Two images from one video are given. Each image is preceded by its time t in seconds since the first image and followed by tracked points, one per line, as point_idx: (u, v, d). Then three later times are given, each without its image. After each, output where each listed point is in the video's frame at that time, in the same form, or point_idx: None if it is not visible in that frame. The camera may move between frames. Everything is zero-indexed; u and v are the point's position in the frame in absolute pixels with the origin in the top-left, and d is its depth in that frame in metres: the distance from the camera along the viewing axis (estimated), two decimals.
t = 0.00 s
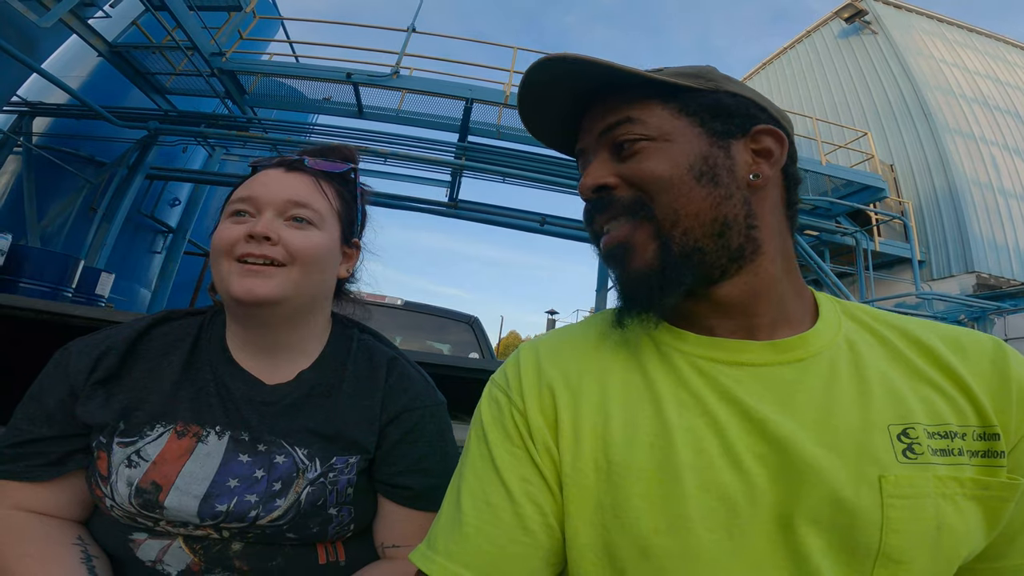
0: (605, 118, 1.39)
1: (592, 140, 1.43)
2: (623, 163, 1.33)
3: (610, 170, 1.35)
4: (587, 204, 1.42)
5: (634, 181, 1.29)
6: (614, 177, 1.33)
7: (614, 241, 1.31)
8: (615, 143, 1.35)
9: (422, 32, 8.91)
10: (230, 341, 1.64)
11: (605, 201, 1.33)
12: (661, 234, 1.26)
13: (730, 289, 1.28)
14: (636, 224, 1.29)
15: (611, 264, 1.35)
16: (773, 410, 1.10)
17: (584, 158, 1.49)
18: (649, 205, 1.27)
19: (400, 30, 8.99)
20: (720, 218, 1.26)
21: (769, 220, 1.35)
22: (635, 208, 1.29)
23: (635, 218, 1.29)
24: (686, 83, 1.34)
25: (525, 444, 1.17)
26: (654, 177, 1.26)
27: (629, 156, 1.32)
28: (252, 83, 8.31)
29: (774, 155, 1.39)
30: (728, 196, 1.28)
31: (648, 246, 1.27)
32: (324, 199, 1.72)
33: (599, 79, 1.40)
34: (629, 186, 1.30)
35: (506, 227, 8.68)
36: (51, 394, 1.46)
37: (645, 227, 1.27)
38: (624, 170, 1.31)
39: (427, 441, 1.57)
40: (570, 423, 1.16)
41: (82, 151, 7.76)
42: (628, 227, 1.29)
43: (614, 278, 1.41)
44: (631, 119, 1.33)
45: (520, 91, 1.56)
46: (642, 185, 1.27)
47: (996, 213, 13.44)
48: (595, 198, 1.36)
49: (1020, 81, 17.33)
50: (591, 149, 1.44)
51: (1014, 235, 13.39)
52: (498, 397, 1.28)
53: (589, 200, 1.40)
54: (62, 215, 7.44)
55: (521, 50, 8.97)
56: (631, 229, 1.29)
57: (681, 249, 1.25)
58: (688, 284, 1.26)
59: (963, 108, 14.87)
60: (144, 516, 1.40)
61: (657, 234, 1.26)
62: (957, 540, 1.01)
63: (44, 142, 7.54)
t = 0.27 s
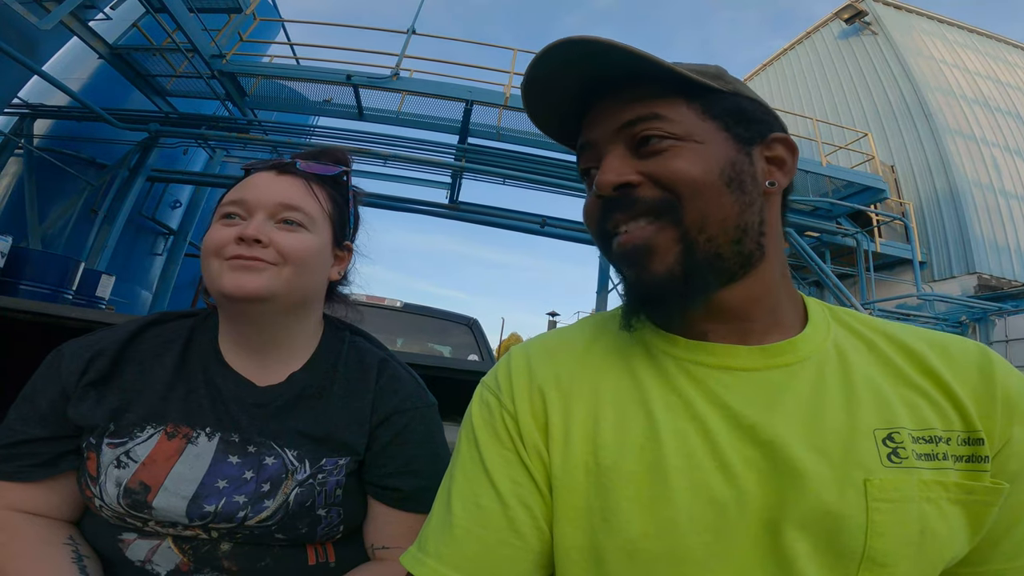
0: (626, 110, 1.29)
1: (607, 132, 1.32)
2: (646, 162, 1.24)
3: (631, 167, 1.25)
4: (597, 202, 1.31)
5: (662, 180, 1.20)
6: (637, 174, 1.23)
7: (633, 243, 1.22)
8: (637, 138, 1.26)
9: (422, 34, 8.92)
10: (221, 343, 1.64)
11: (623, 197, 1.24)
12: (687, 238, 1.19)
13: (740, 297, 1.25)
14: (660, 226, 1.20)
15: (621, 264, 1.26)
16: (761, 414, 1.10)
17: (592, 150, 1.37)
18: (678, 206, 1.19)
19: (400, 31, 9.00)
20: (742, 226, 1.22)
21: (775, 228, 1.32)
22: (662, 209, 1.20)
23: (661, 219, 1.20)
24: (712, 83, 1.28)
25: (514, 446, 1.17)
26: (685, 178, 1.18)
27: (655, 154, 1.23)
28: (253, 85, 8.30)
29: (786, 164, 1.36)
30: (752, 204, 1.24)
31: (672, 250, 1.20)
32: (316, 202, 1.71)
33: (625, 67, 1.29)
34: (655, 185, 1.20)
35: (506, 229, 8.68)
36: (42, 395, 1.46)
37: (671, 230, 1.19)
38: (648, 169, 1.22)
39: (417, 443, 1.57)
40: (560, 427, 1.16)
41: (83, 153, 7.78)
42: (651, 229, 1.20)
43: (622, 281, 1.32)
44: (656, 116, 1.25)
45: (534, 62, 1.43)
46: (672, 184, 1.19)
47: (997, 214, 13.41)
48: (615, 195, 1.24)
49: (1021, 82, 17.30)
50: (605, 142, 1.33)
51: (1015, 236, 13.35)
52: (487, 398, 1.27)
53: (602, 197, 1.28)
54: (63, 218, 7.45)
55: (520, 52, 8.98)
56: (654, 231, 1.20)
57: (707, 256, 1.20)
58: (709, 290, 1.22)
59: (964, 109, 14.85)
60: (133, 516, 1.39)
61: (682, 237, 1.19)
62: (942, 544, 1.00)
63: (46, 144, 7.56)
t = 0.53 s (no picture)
0: (667, 99, 1.23)
1: (644, 118, 1.23)
2: (693, 152, 1.18)
3: (677, 155, 1.17)
4: (635, 189, 1.19)
5: (717, 171, 1.14)
6: (684, 161, 1.16)
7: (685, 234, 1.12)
8: (682, 127, 1.19)
9: (422, 36, 8.93)
10: (215, 345, 1.63)
11: (671, 182, 1.14)
12: (737, 233, 1.14)
13: (761, 298, 1.24)
14: (714, 217, 1.13)
15: (659, 255, 1.15)
16: (754, 415, 1.09)
17: (621, 135, 1.25)
18: (732, 198, 1.13)
19: (400, 33, 9.02)
20: (777, 225, 1.21)
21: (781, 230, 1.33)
22: (717, 200, 1.13)
23: (714, 211, 1.13)
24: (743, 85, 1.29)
25: (509, 447, 1.16)
26: (739, 171, 1.15)
27: (704, 145, 1.18)
28: (253, 87, 8.31)
29: (794, 173, 1.40)
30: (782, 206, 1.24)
31: (724, 244, 1.13)
32: (309, 203, 1.71)
33: (676, 55, 1.27)
34: (709, 175, 1.14)
35: (507, 230, 8.68)
36: (36, 397, 1.46)
37: (724, 223, 1.13)
38: (698, 158, 1.15)
39: (412, 445, 1.56)
40: (557, 429, 1.15)
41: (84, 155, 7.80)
42: (704, 220, 1.12)
43: (651, 276, 1.22)
44: (701, 109, 1.21)
45: (576, 34, 1.34)
46: (725, 176, 1.14)
47: (999, 215, 13.38)
48: (664, 178, 1.14)
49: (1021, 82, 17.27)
50: (641, 126, 1.22)
51: (1017, 236, 13.32)
52: (482, 400, 1.26)
53: (646, 184, 1.17)
54: (64, 220, 7.46)
55: (520, 53, 8.98)
56: (709, 222, 1.12)
57: (752, 253, 1.16)
58: (747, 287, 1.19)
59: (964, 109, 14.83)
60: (126, 518, 1.39)
61: (734, 231, 1.13)
62: (935, 546, 0.99)
63: (47, 146, 7.57)
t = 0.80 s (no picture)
0: (681, 96, 1.25)
1: (656, 114, 1.23)
2: (706, 148, 1.19)
3: (689, 151, 1.18)
4: (647, 182, 1.19)
5: (730, 166, 1.15)
6: (698, 157, 1.16)
7: (703, 228, 1.12)
8: (695, 124, 1.20)
9: (422, 38, 8.94)
10: (213, 344, 1.64)
11: (687, 176, 1.14)
12: (751, 228, 1.15)
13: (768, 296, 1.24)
14: (729, 212, 1.13)
15: (671, 249, 1.15)
16: (752, 415, 1.09)
17: (631, 130, 1.25)
18: (745, 193, 1.15)
19: (400, 35, 9.04)
20: (785, 222, 1.23)
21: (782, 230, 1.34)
22: (731, 195, 1.14)
23: (728, 205, 1.14)
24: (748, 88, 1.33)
25: (508, 447, 1.15)
26: (752, 167, 1.16)
27: (717, 141, 1.19)
28: (254, 88, 8.35)
29: (797, 174, 1.42)
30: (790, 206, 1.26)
31: (738, 238, 1.14)
32: (309, 205, 1.72)
33: (688, 54, 1.30)
34: (722, 170, 1.15)
35: (508, 231, 8.67)
36: (37, 395, 1.46)
37: (737, 217, 1.14)
38: (710, 154, 1.17)
39: (410, 444, 1.56)
40: (556, 428, 1.15)
41: (87, 157, 7.83)
42: (720, 214, 1.13)
43: (661, 273, 1.21)
44: (713, 106, 1.23)
45: (590, 29, 1.34)
46: (739, 172, 1.15)
47: (1000, 215, 13.34)
48: (678, 173, 1.15)
49: None
50: (653, 122, 1.23)
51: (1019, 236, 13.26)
52: (482, 399, 1.26)
53: (658, 177, 1.17)
54: (66, 220, 7.47)
55: (521, 54, 8.99)
56: (723, 216, 1.13)
57: (765, 250, 1.17)
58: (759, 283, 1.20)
59: (966, 110, 14.80)
60: (124, 515, 1.39)
61: (747, 226, 1.14)
62: (932, 545, 0.99)
63: (50, 147, 7.60)
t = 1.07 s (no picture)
0: (686, 96, 1.23)
1: (662, 115, 1.22)
2: (713, 149, 1.17)
3: (696, 152, 1.17)
4: (653, 184, 1.17)
5: (738, 167, 1.14)
6: (705, 158, 1.15)
7: (710, 229, 1.11)
8: (701, 125, 1.19)
9: (427, 38, 8.95)
10: (216, 344, 1.64)
11: (694, 178, 1.13)
12: (759, 229, 1.14)
13: (775, 298, 1.23)
14: (737, 213, 1.12)
15: (678, 251, 1.13)
16: (756, 417, 1.08)
17: (636, 130, 1.23)
18: (753, 194, 1.14)
19: (405, 35, 9.05)
20: (792, 222, 1.22)
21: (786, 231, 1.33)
22: (739, 196, 1.13)
23: (737, 206, 1.12)
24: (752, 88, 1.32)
25: (512, 448, 1.14)
26: (761, 167, 1.15)
27: (724, 142, 1.18)
28: (260, 90, 8.39)
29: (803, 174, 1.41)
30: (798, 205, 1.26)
31: (746, 240, 1.13)
32: (332, 216, 1.73)
33: (692, 55, 1.29)
34: (730, 171, 1.14)
35: (514, 232, 8.66)
36: (39, 395, 1.47)
37: (746, 219, 1.13)
38: (718, 155, 1.15)
39: (410, 445, 1.56)
40: (559, 429, 1.14)
41: (95, 158, 7.88)
42: (729, 215, 1.12)
43: (667, 275, 1.20)
44: (719, 106, 1.21)
45: (594, 30, 1.32)
46: (747, 173, 1.14)
47: (1011, 213, 13.19)
48: (686, 174, 1.14)
49: None
50: (659, 123, 1.21)
51: None
52: (486, 400, 1.25)
53: (665, 178, 1.15)
54: (75, 222, 7.51)
55: (526, 54, 8.98)
56: (732, 217, 1.12)
57: (772, 250, 1.17)
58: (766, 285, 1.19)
59: (975, 107, 14.65)
60: (124, 515, 1.39)
61: (755, 227, 1.14)
62: (937, 549, 0.98)
63: (59, 149, 7.66)
